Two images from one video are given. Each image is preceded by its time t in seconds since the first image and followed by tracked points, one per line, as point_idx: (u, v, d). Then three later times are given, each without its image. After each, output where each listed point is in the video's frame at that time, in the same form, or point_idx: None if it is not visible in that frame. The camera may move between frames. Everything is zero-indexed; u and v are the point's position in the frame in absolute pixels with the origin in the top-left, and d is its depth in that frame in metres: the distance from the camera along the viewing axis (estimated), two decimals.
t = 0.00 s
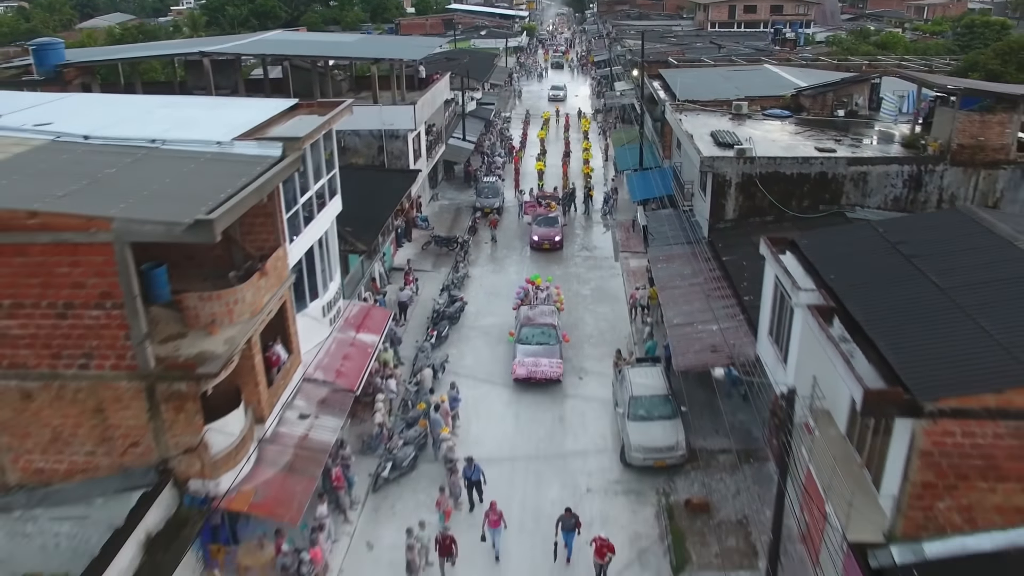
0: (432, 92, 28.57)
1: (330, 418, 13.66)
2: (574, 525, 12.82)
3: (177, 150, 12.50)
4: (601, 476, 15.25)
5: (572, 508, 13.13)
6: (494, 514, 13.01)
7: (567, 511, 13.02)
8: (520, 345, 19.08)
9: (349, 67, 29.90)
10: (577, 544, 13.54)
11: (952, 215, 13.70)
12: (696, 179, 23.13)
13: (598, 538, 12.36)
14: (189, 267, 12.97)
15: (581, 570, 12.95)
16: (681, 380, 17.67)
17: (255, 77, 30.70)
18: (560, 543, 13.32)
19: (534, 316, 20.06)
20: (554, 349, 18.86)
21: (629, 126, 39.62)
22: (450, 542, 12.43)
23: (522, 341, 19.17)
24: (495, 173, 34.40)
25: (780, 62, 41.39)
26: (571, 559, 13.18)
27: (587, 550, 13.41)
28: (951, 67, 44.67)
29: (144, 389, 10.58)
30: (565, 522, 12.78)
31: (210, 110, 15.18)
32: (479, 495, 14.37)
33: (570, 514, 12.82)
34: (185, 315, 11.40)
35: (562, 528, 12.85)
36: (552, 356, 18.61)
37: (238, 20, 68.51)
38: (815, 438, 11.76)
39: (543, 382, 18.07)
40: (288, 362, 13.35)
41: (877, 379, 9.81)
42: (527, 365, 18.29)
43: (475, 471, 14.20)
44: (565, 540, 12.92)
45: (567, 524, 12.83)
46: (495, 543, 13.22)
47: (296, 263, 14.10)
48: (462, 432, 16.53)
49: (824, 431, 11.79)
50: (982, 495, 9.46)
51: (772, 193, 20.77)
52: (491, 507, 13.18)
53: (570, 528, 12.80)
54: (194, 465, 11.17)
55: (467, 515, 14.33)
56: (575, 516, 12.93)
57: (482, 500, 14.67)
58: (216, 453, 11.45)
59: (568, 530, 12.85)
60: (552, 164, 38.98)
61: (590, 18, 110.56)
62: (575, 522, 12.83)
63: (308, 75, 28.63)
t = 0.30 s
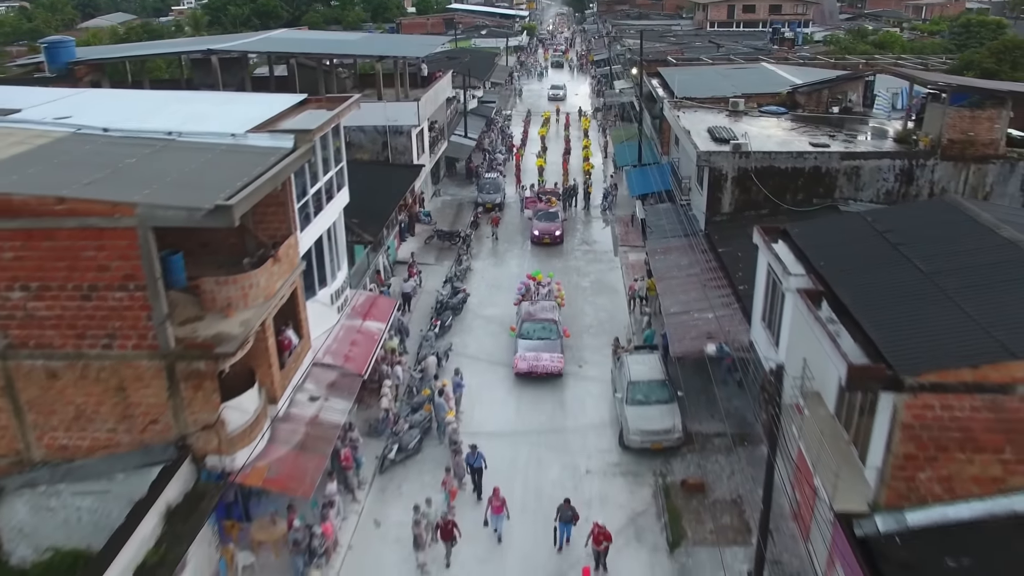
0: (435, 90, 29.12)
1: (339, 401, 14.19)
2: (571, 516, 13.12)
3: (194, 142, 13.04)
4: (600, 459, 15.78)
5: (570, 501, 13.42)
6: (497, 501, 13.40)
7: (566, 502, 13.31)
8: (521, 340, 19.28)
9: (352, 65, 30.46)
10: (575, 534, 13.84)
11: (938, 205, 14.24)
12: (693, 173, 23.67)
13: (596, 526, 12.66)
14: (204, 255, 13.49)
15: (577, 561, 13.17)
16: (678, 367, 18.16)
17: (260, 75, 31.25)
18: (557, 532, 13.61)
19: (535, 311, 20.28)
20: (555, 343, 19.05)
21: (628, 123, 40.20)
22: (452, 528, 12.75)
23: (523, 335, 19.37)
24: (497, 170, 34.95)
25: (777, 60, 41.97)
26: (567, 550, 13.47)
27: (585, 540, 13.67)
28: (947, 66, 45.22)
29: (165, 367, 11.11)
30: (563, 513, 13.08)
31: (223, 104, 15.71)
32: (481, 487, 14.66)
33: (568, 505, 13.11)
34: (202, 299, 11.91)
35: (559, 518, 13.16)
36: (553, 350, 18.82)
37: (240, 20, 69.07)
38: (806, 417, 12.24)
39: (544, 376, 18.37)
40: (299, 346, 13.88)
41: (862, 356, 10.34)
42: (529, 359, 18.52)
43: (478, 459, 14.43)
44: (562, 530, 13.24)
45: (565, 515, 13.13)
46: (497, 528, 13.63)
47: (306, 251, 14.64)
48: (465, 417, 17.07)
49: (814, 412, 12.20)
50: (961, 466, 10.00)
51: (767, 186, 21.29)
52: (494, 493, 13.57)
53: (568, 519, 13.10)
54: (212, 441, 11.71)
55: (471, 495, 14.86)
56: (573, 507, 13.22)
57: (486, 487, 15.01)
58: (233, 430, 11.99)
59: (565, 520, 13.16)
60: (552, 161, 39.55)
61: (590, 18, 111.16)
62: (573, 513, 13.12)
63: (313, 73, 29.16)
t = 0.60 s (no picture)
0: (437, 87, 29.70)
1: (348, 383, 14.73)
2: (570, 509, 13.15)
3: (209, 134, 13.59)
4: (599, 441, 16.31)
5: (568, 493, 13.47)
6: (497, 488, 13.69)
7: (564, 495, 13.35)
8: (523, 335, 19.58)
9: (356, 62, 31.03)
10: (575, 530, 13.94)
11: (925, 196, 14.78)
12: (690, 168, 24.23)
13: (596, 512, 12.98)
14: (218, 242, 14.03)
15: (574, 555, 13.31)
16: (674, 355, 18.71)
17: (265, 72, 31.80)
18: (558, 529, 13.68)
19: (536, 306, 20.55)
20: (556, 337, 19.32)
21: (627, 120, 40.78)
22: (453, 514, 13.22)
23: (524, 330, 19.66)
24: (498, 166, 35.52)
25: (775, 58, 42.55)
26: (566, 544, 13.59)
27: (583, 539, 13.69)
28: (943, 65, 45.77)
29: (184, 347, 11.66)
30: (562, 505, 13.11)
31: (235, 98, 16.28)
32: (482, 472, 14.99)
33: (566, 497, 13.17)
34: (218, 284, 12.45)
35: (559, 511, 13.19)
36: (554, 344, 19.08)
37: (242, 20, 69.59)
38: (795, 397, 12.68)
39: (545, 369, 18.66)
40: (309, 331, 14.43)
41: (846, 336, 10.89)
42: (530, 353, 18.80)
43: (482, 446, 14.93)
44: (561, 523, 13.27)
45: (564, 507, 13.16)
46: (497, 514, 13.98)
47: (316, 240, 15.19)
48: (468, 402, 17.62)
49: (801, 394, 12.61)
50: (941, 439, 10.56)
51: (762, 180, 21.85)
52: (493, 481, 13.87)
53: (567, 511, 13.13)
54: (228, 418, 12.25)
55: (475, 475, 15.38)
56: (571, 500, 13.26)
57: (488, 475, 15.32)
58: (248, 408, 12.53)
59: (564, 513, 13.20)
60: (552, 158, 40.12)
61: (590, 17, 111.77)
62: (571, 505, 13.16)
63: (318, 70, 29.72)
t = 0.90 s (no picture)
0: (439, 84, 30.30)
1: (356, 367, 15.28)
2: (570, 500, 13.43)
3: (223, 126, 14.16)
4: (598, 425, 16.85)
5: (568, 484, 13.73)
6: (497, 475, 14.02)
7: (564, 486, 13.60)
8: (524, 330, 19.88)
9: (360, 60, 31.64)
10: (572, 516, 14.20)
11: (912, 186, 15.35)
12: (687, 163, 24.77)
13: (595, 497, 13.36)
14: (230, 231, 14.57)
15: (574, 545, 13.50)
16: (671, 343, 19.26)
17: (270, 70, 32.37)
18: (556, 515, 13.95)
19: (537, 301, 20.84)
20: (557, 332, 19.63)
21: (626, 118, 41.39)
22: (455, 501, 13.43)
23: (525, 325, 19.96)
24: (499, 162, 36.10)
25: (772, 57, 43.17)
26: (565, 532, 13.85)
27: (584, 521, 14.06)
28: (939, 63, 46.34)
29: (201, 329, 12.20)
30: (562, 496, 13.37)
31: (245, 93, 16.81)
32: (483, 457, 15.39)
33: (566, 488, 13.43)
34: (232, 269, 12.98)
35: (558, 501, 13.46)
36: (555, 339, 19.40)
37: (243, 19, 69.99)
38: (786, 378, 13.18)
39: (546, 364, 18.95)
40: (318, 316, 14.98)
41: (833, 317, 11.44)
42: (531, 348, 19.12)
43: (485, 433, 15.23)
44: (561, 513, 13.56)
45: (564, 498, 13.44)
46: (497, 500, 14.30)
47: (325, 230, 15.75)
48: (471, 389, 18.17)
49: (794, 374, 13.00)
50: (922, 415, 11.14)
51: (757, 174, 22.40)
52: (493, 468, 14.23)
53: (567, 503, 13.41)
54: (242, 397, 12.78)
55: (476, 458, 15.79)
56: (570, 491, 13.53)
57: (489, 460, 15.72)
58: (261, 388, 13.07)
59: (564, 504, 13.47)
60: (552, 155, 40.72)
61: (590, 17, 112.37)
62: (571, 496, 13.44)
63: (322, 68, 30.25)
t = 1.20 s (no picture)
0: (442, 81, 30.89)
1: (363, 352, 15.82)
2: (567, 492, 13.63)
3: (236, 119, 14.72)
4: (597, 410, 17.40)
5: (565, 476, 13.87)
6: (497, 465, 14.14)
7: (561, 479, 13.79)
8: (525, 324, 20.16)
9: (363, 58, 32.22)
10: (569, 506, 14.42)
11: (900, 178, 15.91)
12: (684, 158, 25.37)
13: (592, 487, 13.53)
14: (242, 220, 15.11)
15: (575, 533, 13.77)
16: (668, 331, 19.80)
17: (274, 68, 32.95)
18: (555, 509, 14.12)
19: (538, 296, 21.11)
20: (558, 327, 19.93)
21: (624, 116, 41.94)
22: (455, 487, 13.80)
23: (526, 320, 20.23)
24: (500, 159, 36.68)
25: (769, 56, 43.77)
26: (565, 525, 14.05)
27: (584, 508, 14.36)
28: (934, 61, 46.92)
29: (216, 312, 12.75)
30: (558, 489, 13.58)
31: (255, 88, 17.36)
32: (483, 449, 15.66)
33: (563, 481, 13.63)
34: (245, 256, 13.51)
35: (557, 495, 13.66)
36: (556, 333, 19.69)
37: (245, 19, 70.37)
38: (777, 361, 13.71)
39: (546, 357, 19.25)
40: (326, 303, 15.53)
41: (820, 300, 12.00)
42: (532, 342, 19.41)
43: (483, 424, 15.54)
44: (561, 506, 13.77)
45: (561, 491, 13.63)
46: (496, 488, 14.60)
47: (333, 220, 16.30)
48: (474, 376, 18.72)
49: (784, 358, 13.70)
50: (905, 392, 11.68)
51: (752, 168, 22.97)
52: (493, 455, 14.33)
53: (564, 495, 13.59)
54: (255, 378, 13.32)
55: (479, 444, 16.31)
56: (568, 483, 13.73)
57: (489, 450, 16.08)
58: (274, 370, 13.62)
59: (563, 496, 13.64)
60: (552, 152, 41.26)
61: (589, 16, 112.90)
62: (568, 489, 13.63)
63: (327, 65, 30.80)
